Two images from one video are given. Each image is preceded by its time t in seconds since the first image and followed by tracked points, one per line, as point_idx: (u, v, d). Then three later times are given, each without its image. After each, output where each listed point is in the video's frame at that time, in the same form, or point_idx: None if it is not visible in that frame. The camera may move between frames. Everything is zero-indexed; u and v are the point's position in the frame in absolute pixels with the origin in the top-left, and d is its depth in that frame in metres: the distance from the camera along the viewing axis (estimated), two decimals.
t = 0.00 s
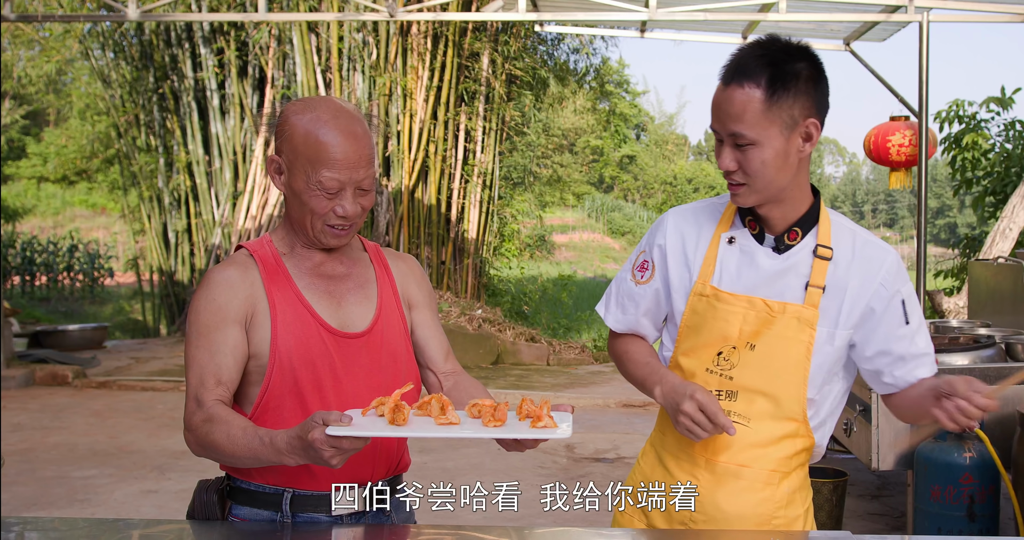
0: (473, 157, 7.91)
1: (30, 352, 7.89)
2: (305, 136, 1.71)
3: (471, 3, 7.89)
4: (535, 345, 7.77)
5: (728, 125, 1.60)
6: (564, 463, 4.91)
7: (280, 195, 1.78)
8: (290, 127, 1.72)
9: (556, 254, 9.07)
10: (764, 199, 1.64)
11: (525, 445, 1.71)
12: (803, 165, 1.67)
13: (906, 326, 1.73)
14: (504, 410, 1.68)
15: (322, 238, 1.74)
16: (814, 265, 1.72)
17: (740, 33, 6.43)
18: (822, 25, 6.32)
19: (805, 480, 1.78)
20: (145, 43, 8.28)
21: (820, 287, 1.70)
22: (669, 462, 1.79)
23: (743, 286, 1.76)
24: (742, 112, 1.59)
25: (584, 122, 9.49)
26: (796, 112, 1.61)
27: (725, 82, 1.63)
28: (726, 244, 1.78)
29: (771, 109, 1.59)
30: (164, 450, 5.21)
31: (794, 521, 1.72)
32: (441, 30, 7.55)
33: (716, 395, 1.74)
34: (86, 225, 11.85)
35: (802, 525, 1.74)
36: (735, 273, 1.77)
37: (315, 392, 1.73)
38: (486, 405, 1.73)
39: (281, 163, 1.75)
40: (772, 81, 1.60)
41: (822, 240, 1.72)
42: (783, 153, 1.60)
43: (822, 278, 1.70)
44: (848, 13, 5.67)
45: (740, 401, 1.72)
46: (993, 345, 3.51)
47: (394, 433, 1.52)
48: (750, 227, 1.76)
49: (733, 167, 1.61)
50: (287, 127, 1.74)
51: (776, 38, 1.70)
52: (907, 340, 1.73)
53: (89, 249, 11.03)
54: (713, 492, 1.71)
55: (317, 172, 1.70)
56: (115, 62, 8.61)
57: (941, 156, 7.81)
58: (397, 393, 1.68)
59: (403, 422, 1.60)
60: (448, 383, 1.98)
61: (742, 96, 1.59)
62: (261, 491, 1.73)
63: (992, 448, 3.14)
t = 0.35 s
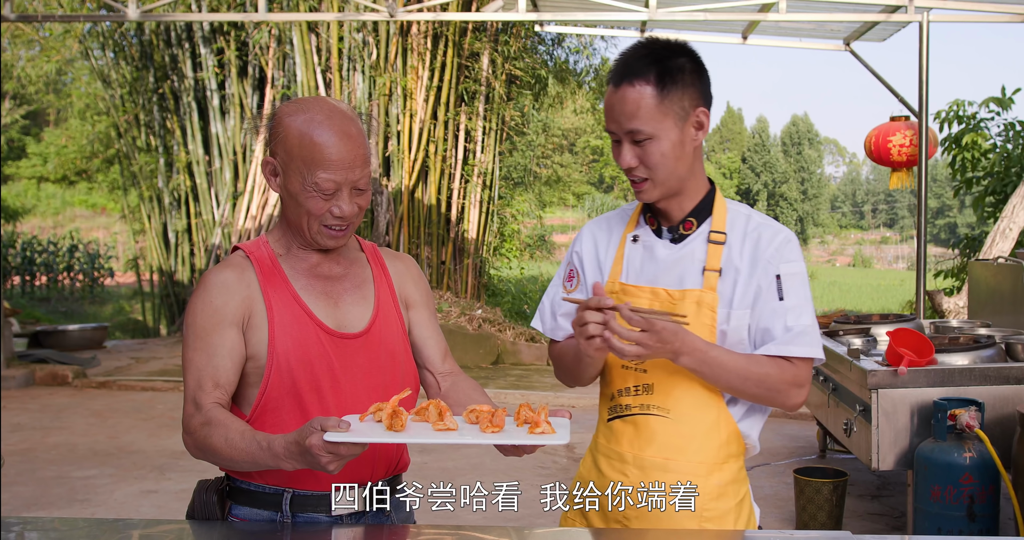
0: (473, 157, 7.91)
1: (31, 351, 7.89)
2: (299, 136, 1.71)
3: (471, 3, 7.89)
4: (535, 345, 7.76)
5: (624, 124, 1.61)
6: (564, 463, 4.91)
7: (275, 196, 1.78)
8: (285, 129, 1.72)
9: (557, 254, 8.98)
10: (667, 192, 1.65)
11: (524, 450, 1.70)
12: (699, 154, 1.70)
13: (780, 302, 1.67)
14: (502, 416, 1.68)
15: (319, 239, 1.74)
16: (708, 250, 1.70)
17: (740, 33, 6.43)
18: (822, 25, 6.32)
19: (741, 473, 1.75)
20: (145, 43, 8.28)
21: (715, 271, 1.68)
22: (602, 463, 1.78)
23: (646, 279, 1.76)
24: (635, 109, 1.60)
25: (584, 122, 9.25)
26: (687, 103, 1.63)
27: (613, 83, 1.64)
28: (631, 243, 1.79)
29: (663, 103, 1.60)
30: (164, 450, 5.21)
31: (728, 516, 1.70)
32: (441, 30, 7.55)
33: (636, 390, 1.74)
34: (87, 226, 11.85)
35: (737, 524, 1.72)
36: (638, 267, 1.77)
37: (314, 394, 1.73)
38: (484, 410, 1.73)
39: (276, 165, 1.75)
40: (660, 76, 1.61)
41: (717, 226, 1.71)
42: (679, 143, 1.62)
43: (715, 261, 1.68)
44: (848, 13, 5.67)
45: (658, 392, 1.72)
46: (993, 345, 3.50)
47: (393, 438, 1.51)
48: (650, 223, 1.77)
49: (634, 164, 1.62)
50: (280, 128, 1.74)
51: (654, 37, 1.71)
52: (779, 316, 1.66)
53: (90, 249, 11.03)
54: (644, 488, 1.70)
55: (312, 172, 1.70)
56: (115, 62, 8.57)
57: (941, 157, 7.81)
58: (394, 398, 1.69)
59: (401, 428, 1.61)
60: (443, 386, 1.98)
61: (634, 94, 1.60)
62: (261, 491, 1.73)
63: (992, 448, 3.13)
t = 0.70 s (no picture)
0: (473, 157, 7.90)
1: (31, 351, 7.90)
2: (299, 138, 1.71)
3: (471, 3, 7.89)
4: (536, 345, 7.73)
5: (575, 122, 1.68)
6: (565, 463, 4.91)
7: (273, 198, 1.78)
8: (283, 130, 1.72)
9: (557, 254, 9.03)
10: (622, 188, 1.73)
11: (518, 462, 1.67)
12: (651, 148, 1.76)
13: (738, 308, 1.71)
14: (497, 425, 1.69)
15: (318, 242, 1.74)
16: (656, 247, 1.79)
17: (740, 33, 6.43)
18: (822, 25, 6.32)
19: (705, 470, 1.82)
20: (145, 43, 8.28)
21: (661, 268, 1.77)
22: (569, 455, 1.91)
23: (603, 272, 1.88)
24: (586, 108, 1.67)
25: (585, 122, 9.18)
26: (636, 98, 1.70)
27: (564, 81, 1.71)
28: (592, 236, 1.94)
29: (612, 100, 1.67)
30: (164, 450, 5.22)
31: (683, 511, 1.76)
32: (441, 30, 7.55)
33: (595, 383, 1.85)
34: (87, 226, 11.85)
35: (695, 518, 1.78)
36: (596, 260, 1.91)
37: (312, 397, 1.73)
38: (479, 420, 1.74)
39: (275, 166, 1.75)
40: (608, 73, 1.68)
41: (667, 223, 1.79)
42: (631, 139, 1.69)
43: (662, 259, 1.78)
44: (848, 13, 5.67)
45: (616, 387, 1.81)
46: (993, 345, 3.50)
47: (386, 447, 1.50)
48: (608, 218, 1.89)
49: (587, 161, 1.69)
50: (280, 129, 1.73)
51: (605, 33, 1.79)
52: (738, 322, 1.70)
53: (89, 249, 11.03)
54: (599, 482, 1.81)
55: (311, 176, 1.69)
56: (115, 62, 8.59)
57: (941, 157, 7.82)
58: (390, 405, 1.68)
59: (395, 436, 1.59)
60: (443, 390, 2.01)
61: (583, 92, 1.67)
62: (261, 491, 1.73)
63: (992, 448, 3.13)
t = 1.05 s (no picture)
0: (473, 157, 7.89)
1: (31, 352, 7.90)
2: (298, 139, 1.70)
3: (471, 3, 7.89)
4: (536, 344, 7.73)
5: (584, 125, 1.68)
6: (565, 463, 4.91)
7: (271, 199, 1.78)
8: (280, 131, 1.72)
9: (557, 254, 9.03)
10: (625, 196, 1.73)
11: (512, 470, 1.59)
12: (662, 160, 1.75)
13: (730, 340, 1.68)
14: (489, 430, 1.68)
15: (310, 243, 1.74)
16: (657, 268, 1.77)
17: (740, 33, 6.43)
18: (822, 25, 6.32)
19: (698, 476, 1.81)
20: (145, 43, 8.28)
21: (660, 290, 1.76)
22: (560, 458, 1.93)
23: (604, 284, 1.87)
24: (594, 112, 1.67)
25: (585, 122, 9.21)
26: (649, 108, 1.69)
27: (579, 81, 1.71)
28: (600, 242, 1.92)
29: (623, 106, 1.67)
30: (164, 450, 5.21)
31: (668, 521, 1.77)
32: (441, 30, 7.56)
33: (591, 392, 1.86)
34: (87, 227, 11.89)
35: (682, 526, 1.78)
36: (599, 270, 1.90)
37: (311, 397, 1.73)
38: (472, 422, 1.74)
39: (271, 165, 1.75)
40: (624, 78, 1.68)
41: (671, 243, 1.77)
42: (639, 149, 1.68)
43: (663, 281, 1.76)
44: (848, 13, 5.67)
45: (610, 398, 1.83)
46: (993, 345, 3.50)
47: (377, 450, 1.51)
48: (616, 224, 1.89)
49: (592, 166, 1.69)
50: (277, 130, 1.73)
51: (631, 35, 1.78)
52: (730, 355, 1.67)
53: (90, 249, 11.03)
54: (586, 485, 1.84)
55: (300, 179, 1.69)
56: (115, 62, 8.59)
57: (941, 157, 7.83)
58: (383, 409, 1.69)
59: (387, 440, 1.61)
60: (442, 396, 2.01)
61: (595, 94, 1.67)
62: (261, 491, 1.73)
63: (992, 448, 3.13)
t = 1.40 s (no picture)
0: (473, 157, 7.88)
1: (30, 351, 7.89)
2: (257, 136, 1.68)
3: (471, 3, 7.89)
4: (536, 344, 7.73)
5: (584, 124, 1.68)
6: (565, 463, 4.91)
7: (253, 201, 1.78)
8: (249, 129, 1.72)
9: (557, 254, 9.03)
10: (624, 197, 1.72)
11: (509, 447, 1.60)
12: (662, 161, 1.75)
13: (729, 341, 1.68)
14: (493, 408, 1.69)
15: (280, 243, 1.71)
16: (657, 270, 1.77)
17: (740, 33, 6.43)
18: (823, 25, 6.32)
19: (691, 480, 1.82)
20: (145, 43, 8.27)
21: (659, 292, 1.76)
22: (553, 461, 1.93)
23: (602, 286, 1.87)
24: (592, 111, 1.67)
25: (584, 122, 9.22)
26: (650, 109, 1.69)
27: (580, 82, 1.71)
28: (597, 244, 1.92)
29: (624, 108, 1.67)
30: (164, 450, 5.21)
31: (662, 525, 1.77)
32: (441, 30, 7.56)
33: (586, 394, 1.86)
34: (87, 227, 11.89)
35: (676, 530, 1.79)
36: (597, 272, 1.90)
37: (310, 395, 1.74)
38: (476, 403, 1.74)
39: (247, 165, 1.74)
40: (625, 79, 1.67)
41: (670, 244, 1.77)
42: (639, 150, 1.68)
43: (662, 283, 1.76)
44: (848, 13, 5.67)
45: (606, 401, 1.83)
46: (993, 345, 3.50)
47: (382, 429, 1.49)
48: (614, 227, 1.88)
49: (592, 166, 1.69)
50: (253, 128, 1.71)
51: (631, 36, 1.78)
52: (729, 356, 1.68)
53: (90, 249, 11.03)
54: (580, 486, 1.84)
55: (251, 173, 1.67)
56: (115, 62, 8.59)
57: (941, 157, 7.84)
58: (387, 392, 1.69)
59: (391, 420, 1.60)
60: (443, 390, 1.99)
61: (595, 95, 1.67)
62: (261, 490, 1.73)
63: (993, 448, 3.13)
